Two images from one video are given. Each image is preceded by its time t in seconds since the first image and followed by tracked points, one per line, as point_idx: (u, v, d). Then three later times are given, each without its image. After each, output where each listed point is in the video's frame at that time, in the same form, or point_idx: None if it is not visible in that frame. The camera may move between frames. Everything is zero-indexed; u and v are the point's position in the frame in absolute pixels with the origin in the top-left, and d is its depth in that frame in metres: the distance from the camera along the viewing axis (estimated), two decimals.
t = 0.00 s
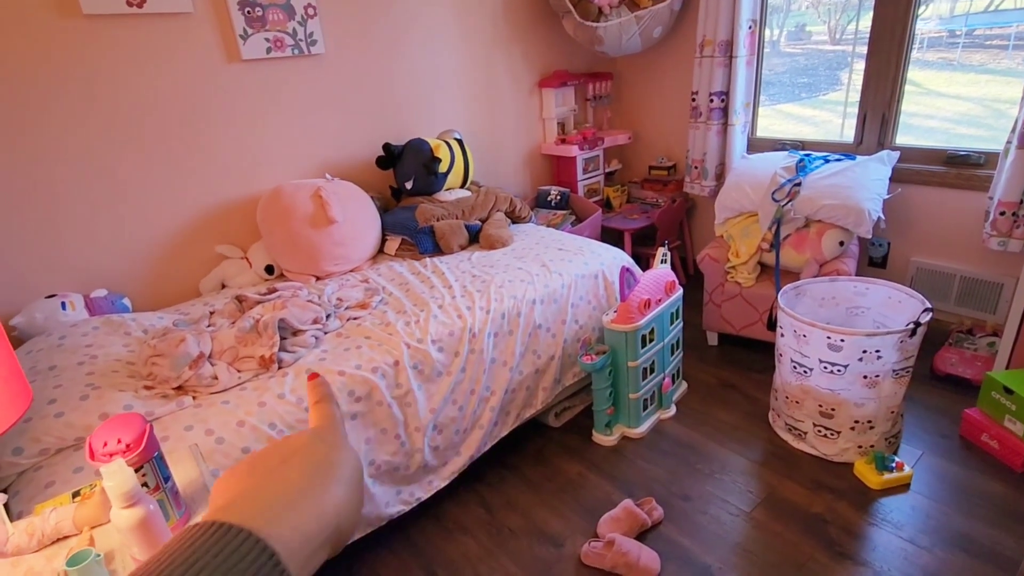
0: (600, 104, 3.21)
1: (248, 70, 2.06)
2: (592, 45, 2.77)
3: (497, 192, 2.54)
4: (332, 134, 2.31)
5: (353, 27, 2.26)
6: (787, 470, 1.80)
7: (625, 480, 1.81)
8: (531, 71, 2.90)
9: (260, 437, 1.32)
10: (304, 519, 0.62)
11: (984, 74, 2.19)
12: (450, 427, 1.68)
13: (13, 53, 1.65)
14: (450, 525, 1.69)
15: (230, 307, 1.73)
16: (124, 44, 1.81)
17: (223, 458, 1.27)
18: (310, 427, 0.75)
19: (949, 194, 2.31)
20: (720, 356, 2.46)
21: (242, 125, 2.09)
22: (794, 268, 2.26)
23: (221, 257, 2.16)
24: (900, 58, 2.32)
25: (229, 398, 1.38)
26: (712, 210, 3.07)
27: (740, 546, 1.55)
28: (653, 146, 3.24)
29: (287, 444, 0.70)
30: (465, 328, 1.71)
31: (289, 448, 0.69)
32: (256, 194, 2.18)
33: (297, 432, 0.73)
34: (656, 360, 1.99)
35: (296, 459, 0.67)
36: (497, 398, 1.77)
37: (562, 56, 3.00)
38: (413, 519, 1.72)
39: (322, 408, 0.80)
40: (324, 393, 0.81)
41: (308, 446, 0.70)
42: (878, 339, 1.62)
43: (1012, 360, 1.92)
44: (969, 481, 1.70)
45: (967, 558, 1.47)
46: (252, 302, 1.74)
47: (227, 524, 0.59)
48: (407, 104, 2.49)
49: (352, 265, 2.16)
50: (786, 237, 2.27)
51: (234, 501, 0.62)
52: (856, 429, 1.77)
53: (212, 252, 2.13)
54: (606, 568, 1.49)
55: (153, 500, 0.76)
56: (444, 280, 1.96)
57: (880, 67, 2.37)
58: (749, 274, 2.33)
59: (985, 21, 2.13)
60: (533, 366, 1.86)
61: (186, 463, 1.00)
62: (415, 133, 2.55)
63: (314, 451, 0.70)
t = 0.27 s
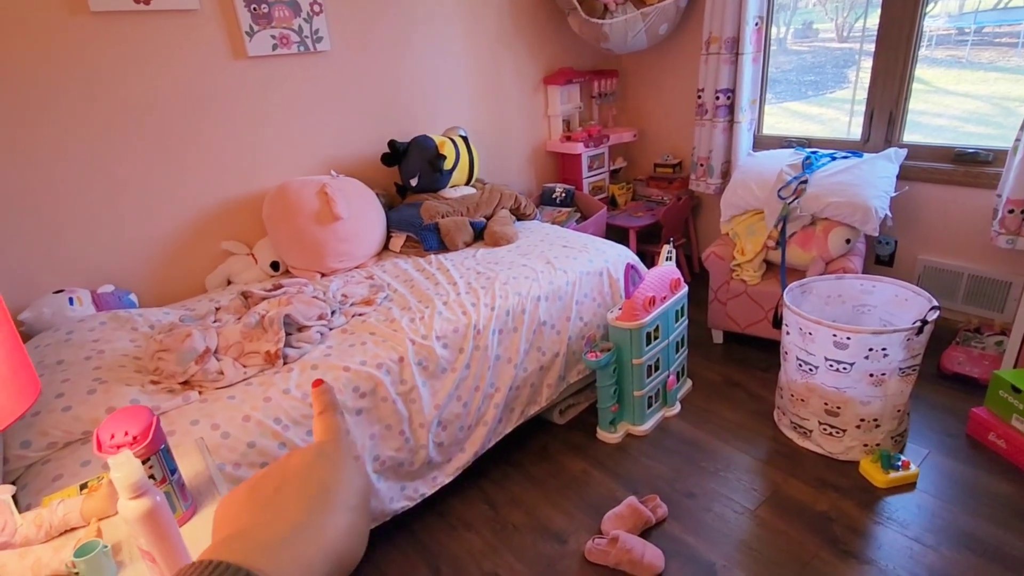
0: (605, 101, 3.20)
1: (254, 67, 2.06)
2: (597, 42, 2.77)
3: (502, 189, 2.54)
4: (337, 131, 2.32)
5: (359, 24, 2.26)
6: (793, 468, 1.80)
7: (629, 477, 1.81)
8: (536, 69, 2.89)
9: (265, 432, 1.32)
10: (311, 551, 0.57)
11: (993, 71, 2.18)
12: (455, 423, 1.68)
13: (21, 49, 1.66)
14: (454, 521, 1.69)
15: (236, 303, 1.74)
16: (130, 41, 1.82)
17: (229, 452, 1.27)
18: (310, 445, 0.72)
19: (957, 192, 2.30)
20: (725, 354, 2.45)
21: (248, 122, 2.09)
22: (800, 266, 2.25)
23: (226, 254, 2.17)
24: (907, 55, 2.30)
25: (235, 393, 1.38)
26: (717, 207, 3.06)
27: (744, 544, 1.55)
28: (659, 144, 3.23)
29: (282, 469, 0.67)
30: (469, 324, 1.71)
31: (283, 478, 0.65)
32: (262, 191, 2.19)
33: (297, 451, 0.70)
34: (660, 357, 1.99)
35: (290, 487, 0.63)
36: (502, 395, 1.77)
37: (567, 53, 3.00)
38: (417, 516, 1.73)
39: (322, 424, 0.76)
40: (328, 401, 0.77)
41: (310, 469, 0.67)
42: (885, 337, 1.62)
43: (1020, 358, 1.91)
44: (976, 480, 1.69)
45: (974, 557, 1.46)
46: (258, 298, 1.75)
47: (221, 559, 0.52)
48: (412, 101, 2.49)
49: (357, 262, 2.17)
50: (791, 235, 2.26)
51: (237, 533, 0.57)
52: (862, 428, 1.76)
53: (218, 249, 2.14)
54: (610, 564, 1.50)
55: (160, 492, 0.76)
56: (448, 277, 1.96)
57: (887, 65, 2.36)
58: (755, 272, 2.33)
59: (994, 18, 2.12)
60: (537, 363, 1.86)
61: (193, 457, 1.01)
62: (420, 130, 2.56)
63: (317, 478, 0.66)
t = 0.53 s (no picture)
0: (610, 101, 3.20)
1: (259, 67, 2.07)
2: (602, 41, 2.77)
3: (506, 189, 2.55)
4: (342, 130, 2.32)
5: (364, 24, 2.27)
6: (796, 469, 1.79)
7: (632, 476, 1.81)
8: (541, 68, 2.89)
9: (270, 430, 1.33)
10: (315, 560, 0.58)
11: (1000, 71, 2.17)
12: (458, 422, 1.69)
13: (29, 50, 1.67)
14: (458, 519, 1.70)
15: (242, 302, 1.75)
16: (137, 40, 1.83)
17: (234, 450, 1.28)
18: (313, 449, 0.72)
19: (963, 192, 2.29)
20: (729, 354, 2.45)
21: (253, 121, 2.10)
22: (805, 266, 2.24)
23: (232, 252, 2.18)
24: (914, 54, 2.29)
25: (240, 391, 1.39)
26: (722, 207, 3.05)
27: (748, 544, 1.55)
28: (663, 143, 3.23)
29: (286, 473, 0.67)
30: (473, 323, 1.71)
31: (287, 483, 0.65)
32: (267, 190, 2.20)
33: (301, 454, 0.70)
34: (664, 357, 1.99)
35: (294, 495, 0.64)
36: (505, 394, 1.77)
37: (571, 52, 3.00)
38: (421, 514, 1.73)
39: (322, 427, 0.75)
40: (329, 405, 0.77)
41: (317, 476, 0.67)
42: (890, 337, 1.61)
43: None
44: (981, 481, 1.68)
45: (978, 558, 1.45)
46: (263, 297, 1.76)
47: None
48: (417, 101, 2.49)
49: (361, 261, 2.17)
50: (796, 235, 2.26)
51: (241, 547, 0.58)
52: (867, 428, 1.75)
53: (224, 247, 2.15)
54: (613, 563, 1.50)
55: (167, 488, 0.77)
56: (453, 276, 1.96)
57: (893, 64, 2.35)
58: (760, 272, 2.32)
59: (1002, 17, 2.11)
60: (541, 362, 1.86)
61: (199, 455, 1.02)
62: (425, 130, 2.56)
63: (322, 479, 0.67)
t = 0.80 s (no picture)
0: (613, 102, 3.20)
1: (264, 68, 2.08)
2: (605, 42, 2.77)
3: (509, 189, 2.55)
4: (346, 131, 2.33)
5: (368, 25, 2.28)
6: (799, 470, 1.79)
7: (635, 477, 1.81)
8: (544, 69, 2.90)
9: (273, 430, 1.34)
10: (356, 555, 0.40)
11: (1005, 71, 2.16)
12: (461, 422, 1.69)
13: (36, 52, 1.68)
14: (460, 520, 1.70)
15: (246, 303, 1.76)
16: (142, 42, 1.84)
17: (238, 450, 1.29)
18: (364, 384, 0.49)
19: (967, 193, 2.29)
20: (732, 355, 2.45)
21: (258, 122, 2.11)
22: (808, 267, 2.24)
23: (236, 253, 2.18)
24: (918, 55, 2.29)
25: (244, 391, 1.40)
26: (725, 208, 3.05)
27: (750, 545, 1.55)
28: (666, 144, 3.23)
29: (336, 428, 0.46)
30: (476, 324, 1.72)
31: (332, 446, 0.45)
32: (271, 191, 2.21)
33: (350, 402, 0.47)
34: (667, 358, 1.99)
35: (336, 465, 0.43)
36: (508, 395, 1.78)
37: (574, 53, 3.00)
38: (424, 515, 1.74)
39: (354, 363, 0.49)
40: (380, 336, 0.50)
41: (364, 440, 0.45)
42: (893, 338, 1.61)
43: None
44: (985, 484, 1.68)
45: (982, 560, 1.45)
46: (266, 297, 1.77)
47: None
48: (420, 102, 2.50)
49: (365, 262, 2.18)
50: (800, 236, 2.25)
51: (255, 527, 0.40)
52: (870, 430, 1.75)
53: (228, 248, 2.16)
54: (616, 565, 1.50)
55: (171, 487, 0.78)
56: (455, 277, 1.97)
57: (897, 65, 2.35)
58: (763, 273, 2.32)
59: (1007, 17, 2.10)
60: (544, 363, 1.86)
61: (203, 454, 1.02)
62: (428, 131, 2.57)
63: (368, 445, 0.45)
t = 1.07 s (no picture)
0: (613, 102, 3.20)
1: (264, 69, 2.08)
2: (606, 43, 2.77)
3: (510, 190, 2.55)
4: (346, 132, 2.33)
5: (368, 26, 2.28)
6: (799, 471, 1.79)
7: (634, 478, 1.81)
8: (544, 70, 2.90)
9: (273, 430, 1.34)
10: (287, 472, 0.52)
11: (1007, 72, 2.16)
12: (461, 423, 1.69)
13: (37, 53, 1.69)
14: (459, 520, 1.70)
15: (246, 303, 1.76)
16: (143, 42, 1.84)
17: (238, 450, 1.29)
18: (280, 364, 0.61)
19: (968, 194, 2.28)
20: (732, 356, 2.45)
21: (258, 123, 2.12)
22: (808, 268, 2.24)
23: (236, 253, 2.19)
24: (919, 55, 2.29)
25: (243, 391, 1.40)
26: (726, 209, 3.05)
27: (750, 546, 1.55)
28: (667, 145, 3.23)
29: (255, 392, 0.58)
30: (476, 324, 1.72)
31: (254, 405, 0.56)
32: (271, 191, 2.21)
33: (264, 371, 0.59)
34: (667, 359, 1.99)
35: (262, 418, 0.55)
36: (507, 395, 1.78)
37: (575, 54, 3.00)
38: (423, 515, 1.74)
39: (264, 347, 0.60)
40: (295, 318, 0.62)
41: (286, 404, 0.57)
42: (894, 339, 1.61)
43: None
44: (986, 485, 1.68)
45: (982, 561, 1.45)
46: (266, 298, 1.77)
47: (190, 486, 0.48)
48: (420, 102, 2.50)
49: (364, 262, 2.18)
50: (800, 237, 2.25)
51: (201, 461, 0.51)
52: (870, 431, 1.75)
53: (228, 248, 2.16)
54: (615, 565, 1.50)
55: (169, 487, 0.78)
56: (455, 278, 1.97)
57: (898, 65, 2.34)
58: (763, 274, 2.32)
59: (1010, 18, 2.10)
60: (543, 364, 1.86)
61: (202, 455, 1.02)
62: (428, 131, 2.57)
63: (286, 404, 0.57)
